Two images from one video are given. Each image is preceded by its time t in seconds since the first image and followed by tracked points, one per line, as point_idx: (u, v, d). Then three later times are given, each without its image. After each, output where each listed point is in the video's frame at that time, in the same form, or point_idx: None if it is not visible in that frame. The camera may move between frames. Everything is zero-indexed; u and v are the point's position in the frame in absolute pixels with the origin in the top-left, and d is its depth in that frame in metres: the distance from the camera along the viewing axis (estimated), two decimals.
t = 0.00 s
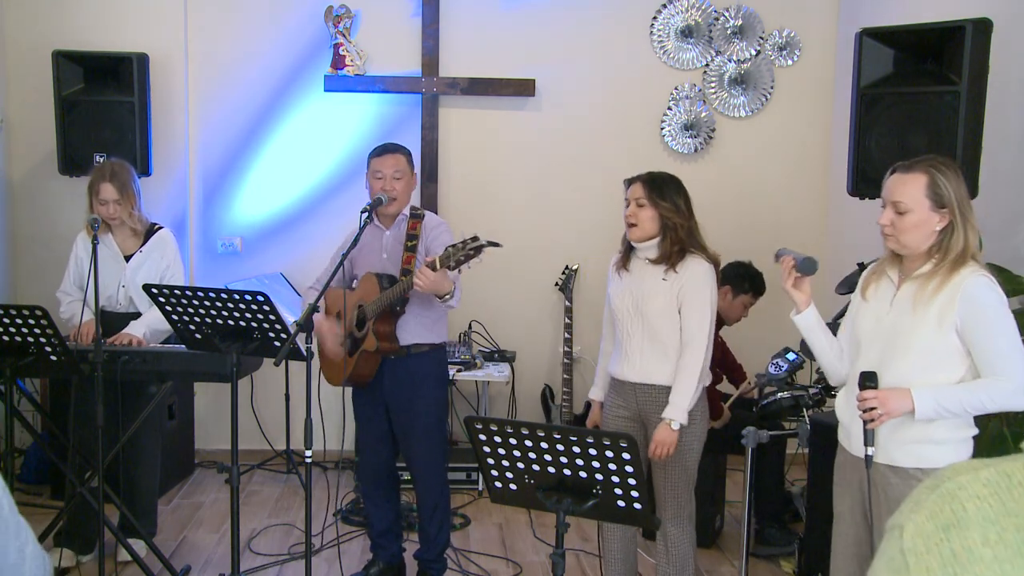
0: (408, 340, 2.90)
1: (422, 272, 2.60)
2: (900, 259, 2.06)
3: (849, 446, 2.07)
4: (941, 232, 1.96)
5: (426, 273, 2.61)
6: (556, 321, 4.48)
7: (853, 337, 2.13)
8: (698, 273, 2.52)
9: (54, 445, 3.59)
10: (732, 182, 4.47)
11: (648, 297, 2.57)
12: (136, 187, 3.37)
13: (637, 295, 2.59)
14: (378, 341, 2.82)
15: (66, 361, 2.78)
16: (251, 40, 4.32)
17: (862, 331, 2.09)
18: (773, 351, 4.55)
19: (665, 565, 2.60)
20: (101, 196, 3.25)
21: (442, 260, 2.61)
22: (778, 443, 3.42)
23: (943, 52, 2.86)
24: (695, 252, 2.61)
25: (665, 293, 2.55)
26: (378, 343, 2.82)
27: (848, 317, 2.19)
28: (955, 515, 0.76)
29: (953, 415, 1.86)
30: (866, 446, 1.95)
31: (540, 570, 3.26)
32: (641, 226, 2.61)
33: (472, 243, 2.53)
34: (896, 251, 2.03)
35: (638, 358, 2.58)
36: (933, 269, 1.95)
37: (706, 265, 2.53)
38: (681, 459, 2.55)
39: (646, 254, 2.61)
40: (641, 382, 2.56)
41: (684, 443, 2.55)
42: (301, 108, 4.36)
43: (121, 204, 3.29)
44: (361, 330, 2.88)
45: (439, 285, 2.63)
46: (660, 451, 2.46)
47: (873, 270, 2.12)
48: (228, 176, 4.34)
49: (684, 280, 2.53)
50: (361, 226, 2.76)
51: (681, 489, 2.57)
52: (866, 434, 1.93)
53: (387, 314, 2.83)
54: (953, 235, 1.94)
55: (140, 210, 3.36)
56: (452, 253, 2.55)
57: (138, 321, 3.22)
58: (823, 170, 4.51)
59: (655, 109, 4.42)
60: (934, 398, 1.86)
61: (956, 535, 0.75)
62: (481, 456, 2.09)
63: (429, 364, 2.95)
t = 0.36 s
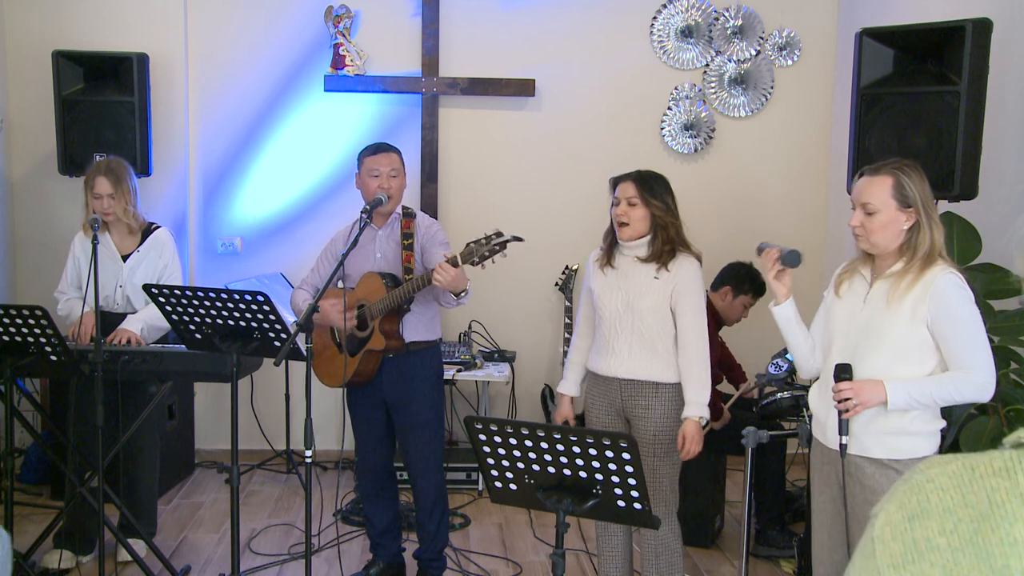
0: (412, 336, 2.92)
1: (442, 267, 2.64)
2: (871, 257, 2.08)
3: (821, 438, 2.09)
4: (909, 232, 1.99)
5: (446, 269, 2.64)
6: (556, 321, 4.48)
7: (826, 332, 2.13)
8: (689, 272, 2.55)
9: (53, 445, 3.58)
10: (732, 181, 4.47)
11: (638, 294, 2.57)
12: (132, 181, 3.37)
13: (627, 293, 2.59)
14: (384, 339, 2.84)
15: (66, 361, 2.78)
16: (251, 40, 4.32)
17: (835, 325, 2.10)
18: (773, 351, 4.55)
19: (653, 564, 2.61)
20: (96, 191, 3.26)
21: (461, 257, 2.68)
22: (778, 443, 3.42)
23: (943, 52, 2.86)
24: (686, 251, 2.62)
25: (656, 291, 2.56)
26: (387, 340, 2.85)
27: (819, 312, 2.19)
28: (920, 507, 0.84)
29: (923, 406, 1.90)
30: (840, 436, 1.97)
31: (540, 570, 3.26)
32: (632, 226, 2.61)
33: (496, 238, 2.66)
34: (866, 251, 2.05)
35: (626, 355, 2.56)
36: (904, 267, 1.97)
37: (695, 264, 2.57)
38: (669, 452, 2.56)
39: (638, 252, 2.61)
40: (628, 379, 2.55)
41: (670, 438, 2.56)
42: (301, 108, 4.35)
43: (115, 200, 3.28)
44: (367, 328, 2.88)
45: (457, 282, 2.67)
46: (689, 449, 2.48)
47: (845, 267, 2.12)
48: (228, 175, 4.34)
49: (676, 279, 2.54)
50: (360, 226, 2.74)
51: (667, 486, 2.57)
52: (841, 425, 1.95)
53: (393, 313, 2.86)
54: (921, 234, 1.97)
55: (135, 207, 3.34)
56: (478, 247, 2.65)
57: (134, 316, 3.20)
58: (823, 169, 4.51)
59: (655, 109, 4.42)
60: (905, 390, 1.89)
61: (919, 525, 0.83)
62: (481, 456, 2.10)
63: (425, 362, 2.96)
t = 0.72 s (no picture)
0: (416, 336, 2.94)
1: (454, 280, 2.68)
2: (852, 255, 2.10)
3: (816, 435, 2.08)
4: (888, 227, 2.03)
5: (458, 283, 2.68)
6: (556, 321, 4.48)
7: (812, 330, 2.12)
8: (694, 276, 2.58)
9: (53, 445, 3.58)
10: (732, 182, 4.47)
11: (647, 296, 2.56)
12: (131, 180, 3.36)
13: (634, 294, 2.57)
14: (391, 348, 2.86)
15: (66, 362, 2.78)
16: (251, 39, 4.32)
17: (820, 322, 2.10)
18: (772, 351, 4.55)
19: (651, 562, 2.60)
20: (94, 190, 3.25)
21: (473, 271, 2.71)
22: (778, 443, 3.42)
23: (943, 52, 2.86)
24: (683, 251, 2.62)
25: (663, 294, 2.56)
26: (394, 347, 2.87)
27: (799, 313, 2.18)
28: (928, 509, 0.68)
29: (918, 397, 1.90)
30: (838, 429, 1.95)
31: (540, 570, 3.26)
32: (637, 227, 2.61)
33: (508, 253, 2.71)
34: (847, 249, 2.07)
35: (631, 357, 2.55)
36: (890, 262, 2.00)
37: (698, 268, 2.61)
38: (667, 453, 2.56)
39: (641, 254, 2.61)
40: (634, 381, 2.54)
41: (669, 435, 2.56)
42: (301, 107, 4.36)
43: (112, 199, 3.27)
44: (372, 337, 2.88)
45: (469, 294, 2.72)
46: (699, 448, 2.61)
47: (825, 266, 2.13)
48: (228, 175, 4.35)
49: (683, 282, 2.56)
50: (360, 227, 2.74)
51: (665, 482, 2.57)
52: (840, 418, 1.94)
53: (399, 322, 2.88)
54: (901, 229, 2.01)
55: (133, 206, 3.34)
56: (490, 262, 2.68)
57: (132, 317, 3.19)
58: (823, 169, 4.51)
59: (656, 109, 4.42)
60: (901, 380, 1.90)
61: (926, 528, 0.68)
62: (481, 456, 2.09)
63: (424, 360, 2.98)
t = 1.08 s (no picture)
0: (420, 338, 2.94)
1: (454, 283, 2.68)
2: (842, 255, 2.11)
3: (819, 434, 2.08)
4: (877, 225, 2.04)
5: (458, 286, 2.68)
6: (556, 321, 4.48)
7: (809, 333, 2.13)
8: (707, 273, 2.57)
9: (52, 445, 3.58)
10: (732, 182, 4.47)
11: (657, 295, 2.57)
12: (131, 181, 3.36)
13: (645, 294, 2.58)
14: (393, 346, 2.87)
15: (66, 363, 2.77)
16: (250, 39, 4.32)
17: (815, 323, 2.10)
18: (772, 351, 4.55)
19: (660, 563, 2.60)
20: (94, 190, 3.25)
21: (472, 273, 2.71)
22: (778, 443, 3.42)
23: (943, 52, 2.86)
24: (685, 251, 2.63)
25: (674, 293, 2.56)
26: (396, 346, 2.89)
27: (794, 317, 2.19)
28: (968, 525, 0.56)
29: (921, 391, 1.91)
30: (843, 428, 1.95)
31: (540, 570, 3.26)
32: (646, 226, 2.62)
33: (508, 258, 2.70)
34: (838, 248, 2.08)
35: (643, 357, 2.55)
36: (881, 258, 2.00)
37: (710, 266, 2.60)
38: (680, 460, 2.55)
39: (651, 254, 2.62)
40: (646, 380, 2.54)
41: (683, 437, 2.54)
42: (301, 107, 4.36)
43: (111, 199, 3.27)
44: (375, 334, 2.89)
45: (468, 297, 2.72)
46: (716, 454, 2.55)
47: (816, 268, 2.14)
48: (228, 175, 4.34)
49: (694, 280, 2.56)
50: (361, 226, 2.76)
51: (677, 483, 2.56)
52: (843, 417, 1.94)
53: (401, 322, 2.89)
54: (890, 225, 2.02)
55: (133, 206, 3.33)
56: (490, 266, 2.68)
57: (133, 318, 3.19)
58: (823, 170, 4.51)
59: (655, 110, 4.43)
60: (901, 375, 1.90)
61: (969, 545, 0.55)
62: (481, 456, 2.09)
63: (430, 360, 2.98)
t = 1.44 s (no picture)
0: (432, 340, 2.94)
1: (454, 288, 2.67)
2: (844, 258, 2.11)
3: (829, 439, 2.07)
4: (876, 224, 2.05)
5: (458, 291, 2.67)
6: (556, 321, 4.48)
7: (814, 337, 2.13)
8: (710, 274, 2.54)
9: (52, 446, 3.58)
10: (732, 182, 4.47)
11: (661, 299, 2.57)
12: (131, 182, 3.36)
13: (648, 298, 2.59)
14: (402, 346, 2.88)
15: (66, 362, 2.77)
16: (250, 39, 4.32)
17: (821, 327, 2.10)
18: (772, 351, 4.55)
19: (667, 564, 2.60)
20: (94, 191, 3.25)
21: (472, 279, 2.71)
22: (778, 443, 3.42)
23: (943, 52, 2.86)
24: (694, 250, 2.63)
25: (677, 295, 2.56)
26: (403, 346, 2.88)
27: (798, 321, 2.19)
28: (989, 532, 0.50)
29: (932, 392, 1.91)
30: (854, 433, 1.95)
31: (540, 570, 3.26)
32: (651, 229, 2.63)
33: (507, 267, 2.70)
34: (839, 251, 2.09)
35: (650, 361, 2.56)
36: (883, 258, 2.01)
37: (717, 266, 2.55)
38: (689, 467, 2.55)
39: (657, 255, 2.62)
40: (653, 385, 2.55)
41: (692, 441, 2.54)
42: (301, 107, 4.36)
43: (113, 200, 3.27)
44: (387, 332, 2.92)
45: (468, 303, 2.71)
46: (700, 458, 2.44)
47: (817, 273, 2.14)
48: (228, 176, 4.34)
49: (696, 281, 2.54)
50: (361, 226, 2.77)
51: (688, 486, 2.56)
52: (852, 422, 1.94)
53: (412, 321, 2.88)
54: (889, 224, 2.03)
55: (134, 207, 3.33)
56: (489, 274, 2.68)
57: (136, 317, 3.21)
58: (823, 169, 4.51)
59: (655, 109, 4.43)
60: (910, 376, 1.90)
61: (992, 553, 0.49)
62: (481, 456, 2.09)
63: (445, 362, 2.98)
